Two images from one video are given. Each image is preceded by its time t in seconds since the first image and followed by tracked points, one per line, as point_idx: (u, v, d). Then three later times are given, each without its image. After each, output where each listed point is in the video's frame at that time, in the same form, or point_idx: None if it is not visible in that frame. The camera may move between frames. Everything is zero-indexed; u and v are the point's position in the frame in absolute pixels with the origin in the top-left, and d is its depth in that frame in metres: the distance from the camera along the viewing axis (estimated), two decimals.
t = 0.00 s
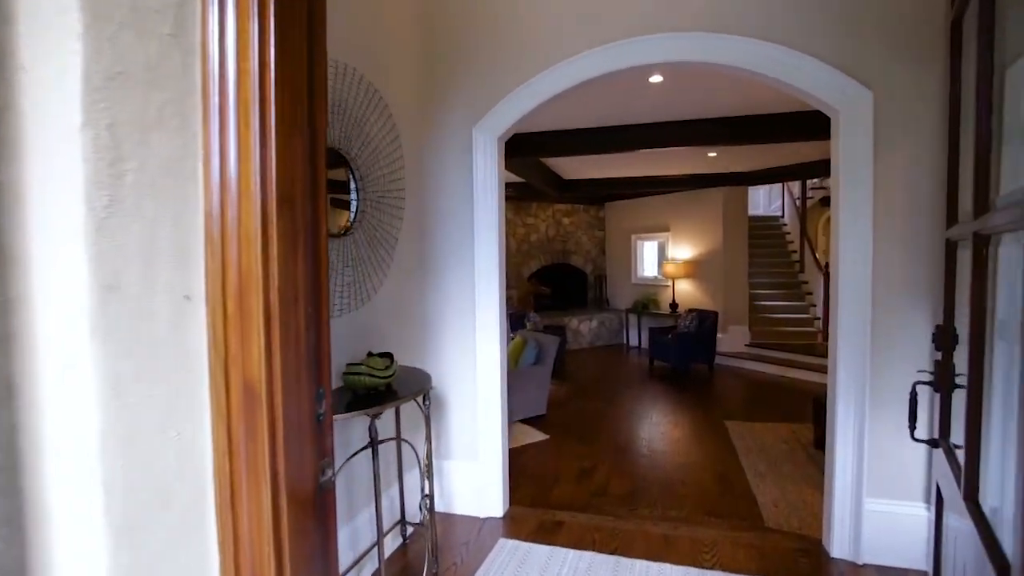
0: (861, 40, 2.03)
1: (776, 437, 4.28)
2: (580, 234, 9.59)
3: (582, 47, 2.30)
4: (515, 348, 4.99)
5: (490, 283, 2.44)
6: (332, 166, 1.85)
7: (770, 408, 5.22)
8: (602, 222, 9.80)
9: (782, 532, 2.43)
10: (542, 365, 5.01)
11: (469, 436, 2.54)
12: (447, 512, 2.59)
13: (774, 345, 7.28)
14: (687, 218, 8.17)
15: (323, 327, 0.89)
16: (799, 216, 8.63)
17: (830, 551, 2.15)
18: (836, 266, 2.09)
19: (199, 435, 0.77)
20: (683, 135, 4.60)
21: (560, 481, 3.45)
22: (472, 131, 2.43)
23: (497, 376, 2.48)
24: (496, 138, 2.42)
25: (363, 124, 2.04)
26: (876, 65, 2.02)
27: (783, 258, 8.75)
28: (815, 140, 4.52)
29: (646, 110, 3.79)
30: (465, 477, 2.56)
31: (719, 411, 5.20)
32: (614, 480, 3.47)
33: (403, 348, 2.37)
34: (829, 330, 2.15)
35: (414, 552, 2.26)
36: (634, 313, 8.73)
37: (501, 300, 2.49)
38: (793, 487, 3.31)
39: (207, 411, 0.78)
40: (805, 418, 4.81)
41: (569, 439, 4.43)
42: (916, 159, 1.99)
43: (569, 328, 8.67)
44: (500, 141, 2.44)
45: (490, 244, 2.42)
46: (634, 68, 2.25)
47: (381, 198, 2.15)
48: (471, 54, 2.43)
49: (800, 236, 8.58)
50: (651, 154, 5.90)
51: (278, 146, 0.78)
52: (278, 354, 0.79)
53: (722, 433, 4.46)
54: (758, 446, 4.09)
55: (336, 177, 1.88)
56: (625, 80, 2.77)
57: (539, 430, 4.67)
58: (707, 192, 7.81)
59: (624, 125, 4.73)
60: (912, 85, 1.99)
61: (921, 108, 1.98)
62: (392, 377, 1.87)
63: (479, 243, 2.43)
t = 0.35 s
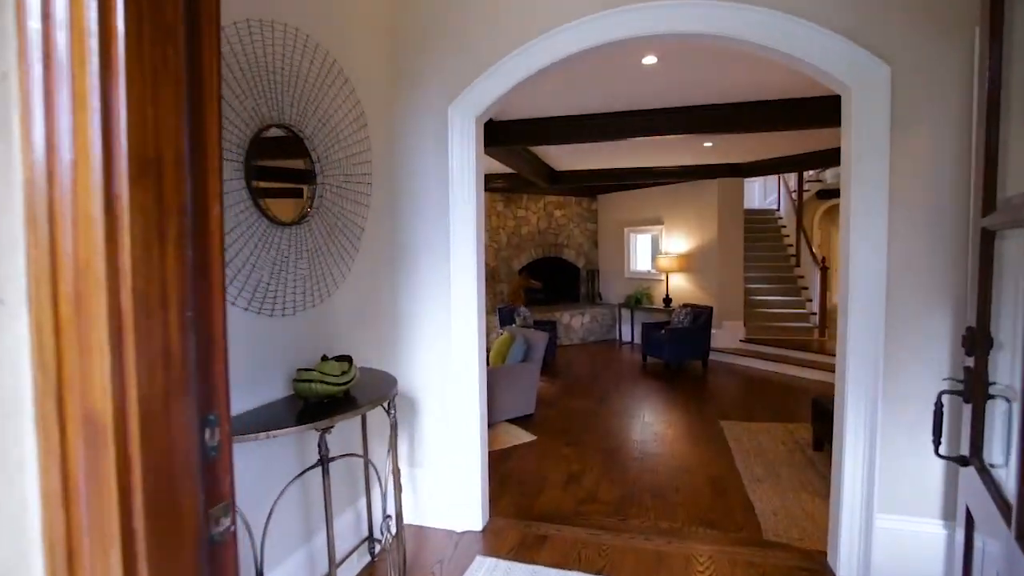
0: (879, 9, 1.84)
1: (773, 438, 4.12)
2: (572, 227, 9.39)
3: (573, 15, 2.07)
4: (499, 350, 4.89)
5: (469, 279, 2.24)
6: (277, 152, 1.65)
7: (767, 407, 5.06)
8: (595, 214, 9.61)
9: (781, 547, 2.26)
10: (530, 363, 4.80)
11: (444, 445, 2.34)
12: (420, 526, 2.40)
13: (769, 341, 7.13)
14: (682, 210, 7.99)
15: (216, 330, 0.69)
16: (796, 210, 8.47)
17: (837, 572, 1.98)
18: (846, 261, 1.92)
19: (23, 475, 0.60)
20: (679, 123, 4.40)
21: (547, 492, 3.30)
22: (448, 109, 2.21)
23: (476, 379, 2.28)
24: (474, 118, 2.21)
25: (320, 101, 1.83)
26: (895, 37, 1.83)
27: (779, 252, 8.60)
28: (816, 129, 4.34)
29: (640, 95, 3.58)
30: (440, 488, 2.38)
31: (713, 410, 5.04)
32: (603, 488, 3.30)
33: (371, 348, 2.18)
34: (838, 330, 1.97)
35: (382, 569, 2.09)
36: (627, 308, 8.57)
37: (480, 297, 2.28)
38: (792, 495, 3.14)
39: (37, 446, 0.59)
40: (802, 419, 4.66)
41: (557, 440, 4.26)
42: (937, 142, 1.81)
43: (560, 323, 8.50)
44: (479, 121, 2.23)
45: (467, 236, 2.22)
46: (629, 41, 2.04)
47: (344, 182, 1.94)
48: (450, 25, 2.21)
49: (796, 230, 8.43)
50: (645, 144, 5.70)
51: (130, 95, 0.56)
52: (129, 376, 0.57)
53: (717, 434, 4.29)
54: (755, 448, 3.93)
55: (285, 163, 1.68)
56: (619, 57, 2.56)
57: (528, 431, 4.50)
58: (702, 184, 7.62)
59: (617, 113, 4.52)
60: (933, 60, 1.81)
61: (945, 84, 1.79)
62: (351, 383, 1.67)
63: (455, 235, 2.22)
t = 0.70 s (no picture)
0: None
1: (775, 442, 3.94)
2: (568, 221, 9.17)
3: None
4: (489, 347, 4.71)
5: (447, 273, 2.03)
6: (219, 126, 1.41)
7: (768, 409, 4.88)
8: (592, 208, 9.41)
9: (788, 569, 2.07)
10: (522, 360, 4.60)
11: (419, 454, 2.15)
12: (395, 542, 2.21)
13: (769, 339, 6.95)
14: (680, 204, 7.78)
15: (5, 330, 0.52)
16: (798, 204, 8.28)
17: None
18: (867, 254, 1.72)
19: None
20: (679, 111, 4.21)
21: (535, 502, 3.12)
22: (422, 85, 2.00)
23: (454, 383, 2.08)
24: (450, 95, 1.99)
25: (268, 67, 1.60)
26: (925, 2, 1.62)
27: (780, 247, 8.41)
28: (822, 117, 4.14)
29: (639, 77, 3.36)
30: (416, 500, 2.18)
31: (712, 411, 4.86)
32: (596, 499, 3.12)
33: (338, 347, 1.97)
34: (855, 331, 1.78)
35: None
36: (624, 304, 8.38)
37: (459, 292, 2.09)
38: (797, 507, 2.96)
39: None
40: (804, 421, 4.48)
41: (549, 443, 4.07)
42: (970, 121, 1.61)
43: (556, 319, 8.30)
44: (456, 99, 2.02)
45: (444, 225, 2.01)
46: (624, 7, 1.81)
47: (302, 163, 1.72)
48: None
49: (798, 224, 8.24)
50: (644, 134, 5.49)
51: None
52: None
53: (717, 436, 4.11)
54: (756, 452, 3.74)
55: (229, 139, 1.44)
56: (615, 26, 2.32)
57: (518, 433, 4.31)
58: (702, 176, 7.41)
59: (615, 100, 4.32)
60: (967, 28, 1.60)
61: (981, 55, 1.60)
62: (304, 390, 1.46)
63: (431, 224, 2.02)
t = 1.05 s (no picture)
0: None
1: (780, 446, 3.76)
2: (566, 215, 8.96)
3: None
4: (481, 347, 4.54)
5: (423, 266, 1.82)
6: (139, 97, 1.23)
7: (772, 411, 4.70)
8: (590, 202, 9.21)
9: None
10: (516, 360, 4.41)
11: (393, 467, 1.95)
12: (367, 564, 2.01)
13: (772, 338, 6.77)
14: (681, 198, 7.58)
15: None
16: (801, 199, 8.08)
17: None
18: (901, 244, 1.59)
19: None
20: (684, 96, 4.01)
21: (526, 515, 2.93)
22: (398, 57, 1.78)
23: (432, 389, 1.87)
24: (429, 68, 1.77)
25: (209, 30, 1.41)
26: None
27: (782, 243, 8.22)
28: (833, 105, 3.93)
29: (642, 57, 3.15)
30: (389, 519, 1.98)
31: (714, 413, 4.67)
32: (591, 511, 2.93)
33: (299, 346, 1.80)
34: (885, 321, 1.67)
35: None
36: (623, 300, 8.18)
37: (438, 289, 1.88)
38: (807, 520, 2.77)
39: None
40: (810, 425, 4.28)
41: (542, 448, 3.88)
42: (1019, 98, 1.47)
43: (553, 316, 8.10)
44: (437, 73, 1.79)
45: (421, 213, 1.80)
46: None
47: (251, 142, 1.55)
48: None
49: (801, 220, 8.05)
50: (645, 123, 5.27)
51: None
52: None
53: (719, 441, 3.92)
54: (762, 458, 3.56)
55: (152, 113, 1.26)
56: None
57: (511, 437, 4.11)
58: (703, 169, 7.18)
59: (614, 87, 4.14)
60: None
61: None
62: (242, 409, 1.23)
63: (404, 212, 1.81)
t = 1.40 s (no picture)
0: None
1: (789, 456, 3.56)
2: (566, 211, 8.75)
3: None
4: (475, 349, 4.34)
5: (397, 250, 1.59)
6: (45, 73, 1.22)
7: (779, 418, 4.51)
8: (591, 197, 9.00)
9: None
10: (510, 363, 4.19)
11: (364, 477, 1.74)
12: None
13: (777, 339, 6.56)
14: (684, 194, 7.36)
15: None
16: (808, 196, 7.87)
17: None
18: (947, 252, 1.15)
19: None
20: (690, 84, 3.82)
21: (518, 530, 2.74)
22: (369, 27, 1.58)
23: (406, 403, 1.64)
24: (406, 41, 1.55)
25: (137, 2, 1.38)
26: None
27: (788, 241, 8.00)
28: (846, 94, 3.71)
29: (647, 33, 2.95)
30: (355, 549, 1.79)
31: (718, 419, 4.48)
32: (586, 526, 2.74)
33: (260, 334, 1.71)
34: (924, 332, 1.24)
35: None
36: (623, 299, 7.99)
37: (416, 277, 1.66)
38: (821, 539, 2.58)
39: None
40: (820, 432, 4.08)
41: (537, 456, 3.68)
42: None
43: (552, 315, 7.91)
44: (413, 45, 1.57)
45: (395, 190, 1.58)
46: None
47: (186, 120, 1.50)
48: None
49: (808, 217, 7.83)
50: (647, 115, 5.05)
51: None
52: None
53: (725, 450, 3.73)
54: (770, 469, 3.37)
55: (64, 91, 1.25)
56: None
57: (505, 443, 3.92)
58: (708, 164, 6.98)
59: (614, 74, 3.97)
60: None
61: None
62: (166, 437, 1.04)
63: (376, 187, 1.59)
